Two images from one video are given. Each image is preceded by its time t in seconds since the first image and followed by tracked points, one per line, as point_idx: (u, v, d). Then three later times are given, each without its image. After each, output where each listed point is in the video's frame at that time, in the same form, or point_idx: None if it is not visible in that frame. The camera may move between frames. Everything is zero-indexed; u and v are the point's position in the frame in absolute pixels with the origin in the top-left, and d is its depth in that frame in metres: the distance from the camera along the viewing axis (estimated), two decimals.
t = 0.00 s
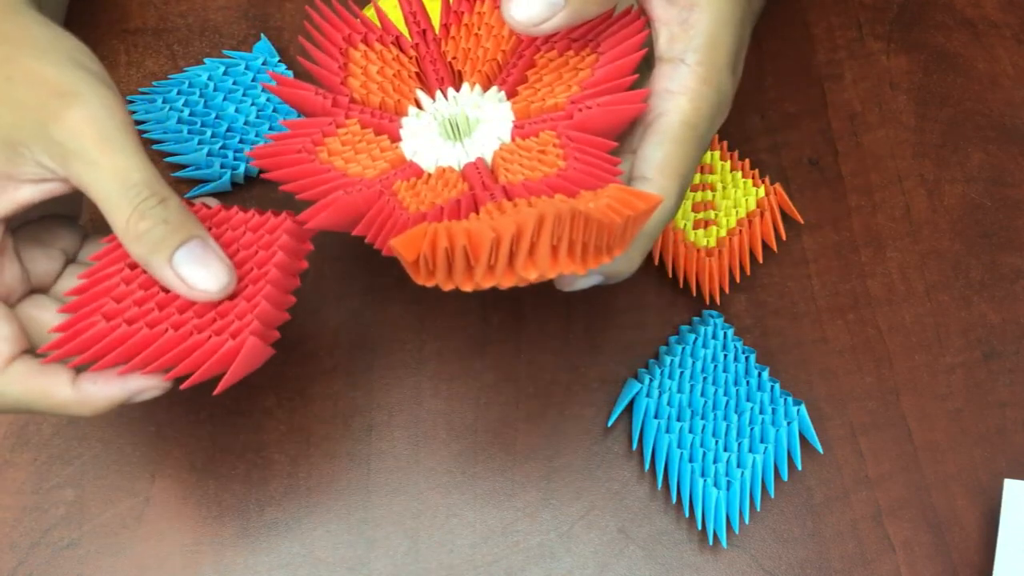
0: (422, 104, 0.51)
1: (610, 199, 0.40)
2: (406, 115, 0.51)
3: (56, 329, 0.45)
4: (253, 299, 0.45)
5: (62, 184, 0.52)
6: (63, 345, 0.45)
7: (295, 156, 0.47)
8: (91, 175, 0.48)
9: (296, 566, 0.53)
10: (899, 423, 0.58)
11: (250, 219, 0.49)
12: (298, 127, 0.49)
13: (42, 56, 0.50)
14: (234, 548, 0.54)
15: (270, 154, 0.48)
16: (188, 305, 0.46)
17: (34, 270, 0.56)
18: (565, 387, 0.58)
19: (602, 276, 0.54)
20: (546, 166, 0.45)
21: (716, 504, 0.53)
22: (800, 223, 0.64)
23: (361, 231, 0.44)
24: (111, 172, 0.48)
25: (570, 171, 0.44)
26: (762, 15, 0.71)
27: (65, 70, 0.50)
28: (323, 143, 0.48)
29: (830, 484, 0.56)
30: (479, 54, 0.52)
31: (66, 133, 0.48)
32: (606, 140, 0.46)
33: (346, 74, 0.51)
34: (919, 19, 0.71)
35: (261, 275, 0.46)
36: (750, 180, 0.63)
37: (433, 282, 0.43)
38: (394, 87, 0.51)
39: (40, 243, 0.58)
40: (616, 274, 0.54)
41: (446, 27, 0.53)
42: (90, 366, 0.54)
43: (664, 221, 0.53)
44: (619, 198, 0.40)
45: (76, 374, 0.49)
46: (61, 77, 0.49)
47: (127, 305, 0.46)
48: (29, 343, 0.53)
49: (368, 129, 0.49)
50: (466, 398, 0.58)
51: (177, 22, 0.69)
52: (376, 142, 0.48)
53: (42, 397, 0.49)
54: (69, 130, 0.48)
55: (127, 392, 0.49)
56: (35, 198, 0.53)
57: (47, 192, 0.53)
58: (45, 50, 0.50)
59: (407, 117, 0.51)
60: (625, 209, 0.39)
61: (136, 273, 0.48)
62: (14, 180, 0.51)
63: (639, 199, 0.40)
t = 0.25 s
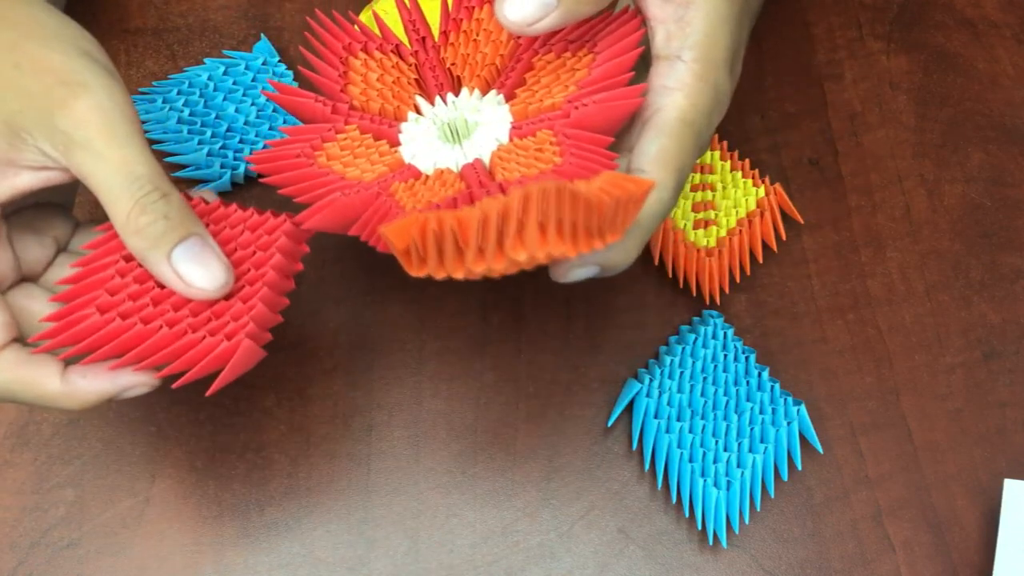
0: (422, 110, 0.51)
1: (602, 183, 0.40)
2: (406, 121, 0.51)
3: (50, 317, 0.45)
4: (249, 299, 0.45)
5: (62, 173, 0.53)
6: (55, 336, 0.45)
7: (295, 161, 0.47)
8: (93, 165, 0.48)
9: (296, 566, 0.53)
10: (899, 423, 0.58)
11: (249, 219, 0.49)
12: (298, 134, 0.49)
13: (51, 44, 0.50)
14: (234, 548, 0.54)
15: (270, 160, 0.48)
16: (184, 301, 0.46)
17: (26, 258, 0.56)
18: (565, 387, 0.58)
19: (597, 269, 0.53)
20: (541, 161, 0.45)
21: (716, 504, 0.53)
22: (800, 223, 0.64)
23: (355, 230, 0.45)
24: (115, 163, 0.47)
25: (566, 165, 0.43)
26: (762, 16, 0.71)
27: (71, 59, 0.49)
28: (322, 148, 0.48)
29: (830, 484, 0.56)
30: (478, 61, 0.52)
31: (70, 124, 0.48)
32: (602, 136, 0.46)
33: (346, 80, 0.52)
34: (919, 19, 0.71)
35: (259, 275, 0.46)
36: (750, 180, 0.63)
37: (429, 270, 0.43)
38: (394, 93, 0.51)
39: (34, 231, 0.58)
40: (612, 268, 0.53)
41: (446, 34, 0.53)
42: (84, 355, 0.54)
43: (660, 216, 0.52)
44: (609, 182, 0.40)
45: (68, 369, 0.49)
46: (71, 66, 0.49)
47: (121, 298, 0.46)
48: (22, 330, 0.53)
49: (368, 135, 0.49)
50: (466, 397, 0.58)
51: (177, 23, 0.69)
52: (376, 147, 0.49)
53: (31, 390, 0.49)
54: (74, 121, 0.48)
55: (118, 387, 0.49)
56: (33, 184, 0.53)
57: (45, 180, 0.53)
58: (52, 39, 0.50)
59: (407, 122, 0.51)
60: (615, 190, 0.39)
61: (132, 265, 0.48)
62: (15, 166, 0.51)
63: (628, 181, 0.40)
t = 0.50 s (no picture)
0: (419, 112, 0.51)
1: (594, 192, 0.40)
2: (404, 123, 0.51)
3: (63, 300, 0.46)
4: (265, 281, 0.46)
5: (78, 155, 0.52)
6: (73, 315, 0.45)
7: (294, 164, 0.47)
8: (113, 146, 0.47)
9: (296, 567, 0.53)
10: (899, 423, 0.58)
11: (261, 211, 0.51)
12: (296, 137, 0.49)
13: (73, 28, 0.49)
14: (235, 548, 0.54)
15: (266, 161, 0.48)
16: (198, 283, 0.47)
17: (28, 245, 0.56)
18: (565, 387, 0.58)
19: (592, 276, 0.53)
20: (534, 166, 0.45)
21: (716, 504, 0.53)
22: (800, 223, 0.64)
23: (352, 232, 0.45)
24: (134, 143, 0.47)
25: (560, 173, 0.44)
26: (762, 16, 0.71)
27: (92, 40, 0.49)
28: (320, 149, 0.49)
29: (830, 484, 0.57)
30: (477, 63, 0.52)
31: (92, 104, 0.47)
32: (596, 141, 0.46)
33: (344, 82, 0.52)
34: (919, 19, 0.71)
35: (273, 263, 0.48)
36: (750, 180, 0.63)
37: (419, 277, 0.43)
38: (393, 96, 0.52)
39: (37, 221, 0.57)
40: (607, 275, 0.53)
41: (444, 35, 0.53)
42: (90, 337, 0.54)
43: (656, 218, 0.53)
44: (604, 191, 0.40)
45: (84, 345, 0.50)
46: (89, 50, 0.48)
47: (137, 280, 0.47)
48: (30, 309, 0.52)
49: (365, 136, 0.49)
50: (467, 397, 0.58)
51: (177, 22, 0.69)
52: (375, 147, 0.49)
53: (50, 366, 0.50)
54: (96, 101, 0.47)
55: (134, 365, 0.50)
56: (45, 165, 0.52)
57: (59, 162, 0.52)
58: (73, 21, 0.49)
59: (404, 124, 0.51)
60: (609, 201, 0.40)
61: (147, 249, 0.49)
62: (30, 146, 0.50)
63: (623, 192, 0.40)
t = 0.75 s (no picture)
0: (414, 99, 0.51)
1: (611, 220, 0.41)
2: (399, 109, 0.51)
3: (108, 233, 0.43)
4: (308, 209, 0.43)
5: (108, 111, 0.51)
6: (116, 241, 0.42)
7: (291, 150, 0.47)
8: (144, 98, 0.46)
9: (296, 566, 0.53)
10: (899, 423, 0.58)
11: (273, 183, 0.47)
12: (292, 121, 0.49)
13: None
14: (234, 548, 0.54)
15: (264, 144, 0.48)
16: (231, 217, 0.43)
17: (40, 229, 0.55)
18: (565, 387, 0.58)
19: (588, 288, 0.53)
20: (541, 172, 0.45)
21: (716, 504, 0.53)
22: (800, 223, 0.64)
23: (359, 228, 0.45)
24: (170, 94, 0.47)
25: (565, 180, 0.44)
26: (762, 15, 0.71)
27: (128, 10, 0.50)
28: (317, 135, 0.48)
29: (830, 484, 0.56)
30: (473, 52, 0.52)
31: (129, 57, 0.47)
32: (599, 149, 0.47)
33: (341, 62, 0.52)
34: (919, 19, 0.71)
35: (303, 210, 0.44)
36: (750, 180, 0.63)
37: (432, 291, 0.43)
38: (389, 82, 0.52)
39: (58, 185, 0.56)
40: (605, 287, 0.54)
41: (441, 20, 0.53)
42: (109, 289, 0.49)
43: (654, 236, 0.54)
44: (619, 219, 0.41)
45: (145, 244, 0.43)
46: (131, 15, 0.49)
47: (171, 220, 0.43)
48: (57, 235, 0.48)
49: (361, 122, 0.49)
50: (467, 397, 0.58)
51: (177, 22, 0.69)
52: (372, 136, 0.49)
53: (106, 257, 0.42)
54: (133, 56, 0.47)
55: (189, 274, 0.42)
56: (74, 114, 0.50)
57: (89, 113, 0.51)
58: None
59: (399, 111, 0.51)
60: (624, 231, 0.40)
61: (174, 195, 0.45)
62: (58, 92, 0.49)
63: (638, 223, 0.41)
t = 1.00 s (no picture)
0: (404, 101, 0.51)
1: (599, 219, 0.40)
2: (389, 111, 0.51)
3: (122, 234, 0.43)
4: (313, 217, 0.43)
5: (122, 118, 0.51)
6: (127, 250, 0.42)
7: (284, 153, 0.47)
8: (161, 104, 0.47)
9: (296, 566, 0.53)
10: (899, 423, 0.58)
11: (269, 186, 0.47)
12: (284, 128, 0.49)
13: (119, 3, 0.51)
14: (234, 548, 0.54)
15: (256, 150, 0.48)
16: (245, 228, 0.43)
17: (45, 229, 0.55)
18: (565, 387, 0.58)
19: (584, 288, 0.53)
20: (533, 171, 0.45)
21: (716, 504, 0.53)
22: (800, 223, 0.64)
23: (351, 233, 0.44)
24: (183, 101, 0.47)
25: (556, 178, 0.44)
26: (762, 15, 0.71)
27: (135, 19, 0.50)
28: (309, 141, 0.48)
29: (830, 484, 0.56)
30: (463, 52, 0.53)
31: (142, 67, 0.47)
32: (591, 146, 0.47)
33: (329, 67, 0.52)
34: (919, 19, 0.71)
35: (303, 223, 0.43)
36: (750, 180, 0.63)
37: (424, 296, 0.43)
38: (380, 83, 0.52)
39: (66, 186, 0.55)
40: (601, 286, 0.54)
41: (429, 20, 0.53)
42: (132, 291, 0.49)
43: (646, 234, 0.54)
44: (608, 218, 0.40)
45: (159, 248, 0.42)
46: (140, 23, 0.50)
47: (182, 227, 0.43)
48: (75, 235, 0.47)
49: (353, 125, 0.49)
50: (467, 397, 0.58)
51: (177, 23, 0.69)
52: (366, 138, 0.49)
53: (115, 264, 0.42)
54: (147, 64, 0.47)
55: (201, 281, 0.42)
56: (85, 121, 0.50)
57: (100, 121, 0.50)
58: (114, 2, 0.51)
59: (392, 113, 0.51)
60: (612, 229, 0.40)
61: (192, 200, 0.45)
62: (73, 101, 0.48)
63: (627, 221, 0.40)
